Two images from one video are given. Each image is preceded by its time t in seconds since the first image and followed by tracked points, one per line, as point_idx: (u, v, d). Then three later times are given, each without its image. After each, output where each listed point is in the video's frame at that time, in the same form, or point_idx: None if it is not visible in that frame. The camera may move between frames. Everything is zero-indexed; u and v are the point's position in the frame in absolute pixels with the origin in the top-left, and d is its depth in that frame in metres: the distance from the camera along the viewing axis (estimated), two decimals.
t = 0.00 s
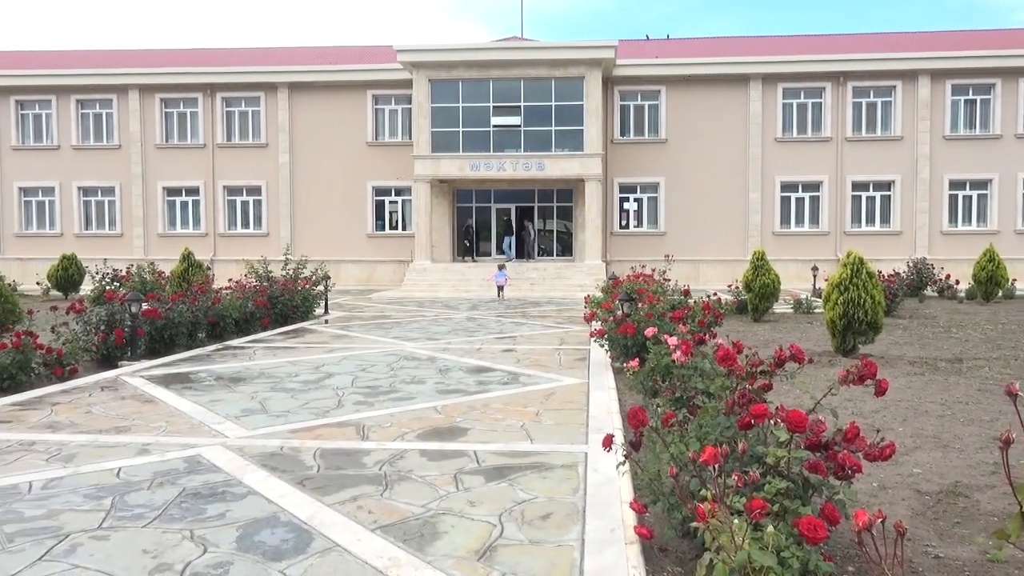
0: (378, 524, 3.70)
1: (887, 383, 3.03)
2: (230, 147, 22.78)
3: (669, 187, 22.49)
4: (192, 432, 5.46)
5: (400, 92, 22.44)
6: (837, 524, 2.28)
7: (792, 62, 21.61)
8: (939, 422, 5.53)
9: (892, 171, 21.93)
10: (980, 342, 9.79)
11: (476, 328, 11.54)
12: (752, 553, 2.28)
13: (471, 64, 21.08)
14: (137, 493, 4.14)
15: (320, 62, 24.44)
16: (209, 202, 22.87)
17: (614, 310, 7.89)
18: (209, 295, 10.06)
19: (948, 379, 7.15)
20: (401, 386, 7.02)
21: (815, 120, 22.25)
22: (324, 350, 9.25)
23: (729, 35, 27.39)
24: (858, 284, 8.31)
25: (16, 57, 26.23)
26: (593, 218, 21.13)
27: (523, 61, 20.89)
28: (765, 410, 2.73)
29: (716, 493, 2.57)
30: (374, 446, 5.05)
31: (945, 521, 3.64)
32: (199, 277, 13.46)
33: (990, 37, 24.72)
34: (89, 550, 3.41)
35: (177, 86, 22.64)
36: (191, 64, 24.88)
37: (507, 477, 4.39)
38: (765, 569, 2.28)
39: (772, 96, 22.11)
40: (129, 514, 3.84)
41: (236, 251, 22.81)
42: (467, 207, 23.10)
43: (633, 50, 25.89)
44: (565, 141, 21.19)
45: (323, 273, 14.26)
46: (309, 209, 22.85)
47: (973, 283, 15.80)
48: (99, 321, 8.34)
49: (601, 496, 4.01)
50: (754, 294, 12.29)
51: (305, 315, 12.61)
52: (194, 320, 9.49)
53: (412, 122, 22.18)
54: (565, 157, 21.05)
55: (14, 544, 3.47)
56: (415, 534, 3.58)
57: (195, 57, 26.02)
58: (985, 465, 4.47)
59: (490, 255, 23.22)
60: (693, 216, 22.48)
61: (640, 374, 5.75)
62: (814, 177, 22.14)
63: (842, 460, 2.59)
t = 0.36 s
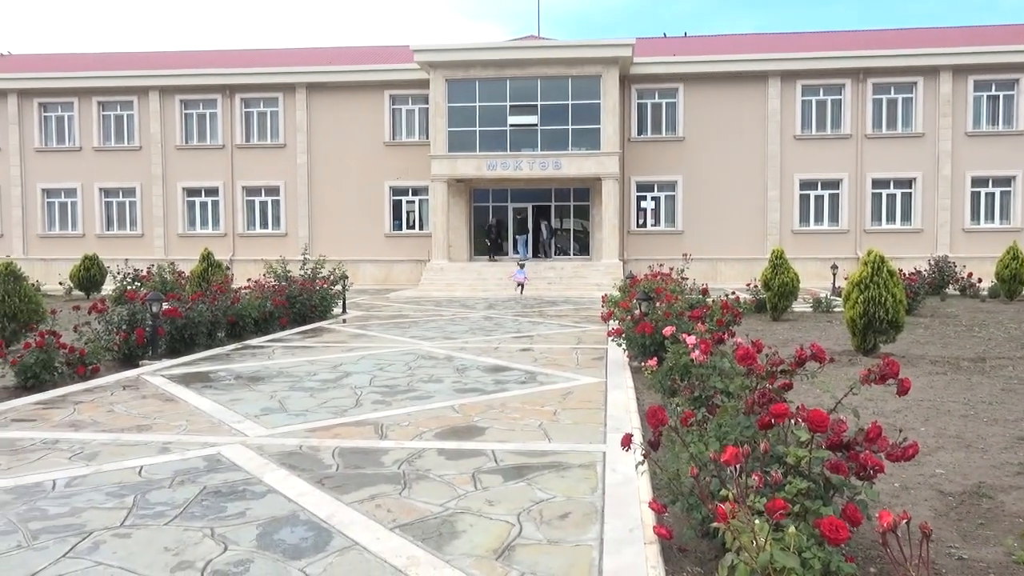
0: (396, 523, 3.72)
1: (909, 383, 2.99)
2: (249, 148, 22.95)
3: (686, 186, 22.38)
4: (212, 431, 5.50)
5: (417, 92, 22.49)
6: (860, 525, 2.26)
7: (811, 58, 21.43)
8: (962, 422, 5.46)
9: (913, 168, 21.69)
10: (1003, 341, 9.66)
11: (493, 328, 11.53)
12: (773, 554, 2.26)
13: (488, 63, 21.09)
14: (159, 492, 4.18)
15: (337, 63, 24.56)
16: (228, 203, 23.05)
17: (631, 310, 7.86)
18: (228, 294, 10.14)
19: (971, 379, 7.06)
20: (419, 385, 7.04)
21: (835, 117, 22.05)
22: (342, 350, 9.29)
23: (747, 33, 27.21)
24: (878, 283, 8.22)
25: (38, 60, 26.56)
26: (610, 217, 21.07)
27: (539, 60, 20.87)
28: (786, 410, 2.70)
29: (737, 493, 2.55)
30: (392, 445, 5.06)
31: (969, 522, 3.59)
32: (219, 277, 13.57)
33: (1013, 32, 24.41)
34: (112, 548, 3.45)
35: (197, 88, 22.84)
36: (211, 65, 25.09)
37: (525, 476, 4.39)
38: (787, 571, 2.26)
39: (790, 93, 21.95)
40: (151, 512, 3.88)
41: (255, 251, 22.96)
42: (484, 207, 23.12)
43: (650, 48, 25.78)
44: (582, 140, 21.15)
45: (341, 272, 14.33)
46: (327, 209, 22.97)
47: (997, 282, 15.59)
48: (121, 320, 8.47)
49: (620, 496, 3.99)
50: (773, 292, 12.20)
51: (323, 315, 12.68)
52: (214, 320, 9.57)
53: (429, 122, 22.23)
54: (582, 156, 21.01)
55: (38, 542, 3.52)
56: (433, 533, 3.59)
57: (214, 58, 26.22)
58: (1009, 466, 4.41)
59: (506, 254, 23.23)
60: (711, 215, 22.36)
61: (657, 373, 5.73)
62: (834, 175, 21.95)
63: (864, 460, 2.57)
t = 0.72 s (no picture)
0: (407, 521, 3.72)
1: (922, 382, 2.98)
2: (259, 147, 23.03)
3: (696, 184, 22.32)
4: (223, 429, 5.52)
5: (426, 91, 22.51)
6: (872, 525, 2.25)
7: (822, 56, 21.31)
8: (976, 421, 5.42)
9: (925, 166, 21.55)
10: (1017, 340, 9.58)
11: (503, 326, 11.54)
12: (787, 553, 2.25)
13: (497, 62, 21.08)
14: (170, 490, 4.20)
15: (346, 62, 24.61)
16: (238, 202, 23.15)
17: (641, 308, 7.84)
18: (239, 293, 10.18)
19: (983, 378, 7.01)
20: (428, 384, 7.05)
21: (846, 115, 21.92)
22: (352, 348, 9.31)
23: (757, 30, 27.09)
24: (890, 281, 8.18)
25: (50, 61, 26.73)
26: (619, 215, 21.03)
27: (548, 58, 20.85)
28: (798, 409, 2.69)
29: (749, 493, 2.54)
30: (402, 444, 5.07)
31: (983, 522, 3.57)
32: (230, 276, 13.63)
33: None
34: (124, 545, 3.47)
35: (207, 87, 22.93)
36: (221, 65, 25.19)
37: (535, 475, 4.38)
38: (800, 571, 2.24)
39: (801, 90, 21.85)
40: (162, 510, 3.90)
41: (265, 250, 23.04)
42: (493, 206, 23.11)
43: (659, 46, 25.72)
44: (591, 138, 21.13)
45: (351, 271, 14.36)
46: (336, 208, 23.03)
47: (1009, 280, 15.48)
48: (132, 319, 8.47)
49: (630, 496, 3.98)
50: (783, 291, 12.15)
51: (333, 313, 12.71)
52: (224, 319, 9.60)
53: (438, 120, 22.25)
54: (591, 154, 20.99)
55: (51, 539, 3.54)
56: (443, 532, 3.59)
57: (225, 58, 26.32)
58: None
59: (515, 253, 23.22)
60: (720, 213, 22.29)
61: (668, 372, 5.72)
62: (845, 173, 21.83)
63: (877, 460, 2.55)
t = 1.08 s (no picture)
0: (422, 519, 3.73)
1: (941, 380, 2.94)
2: (274, 146, 23.14)
3: (711, 181, 22.21)
4: (240, 426, 5.56)
5: (440, 89, 22.53)
6: (892, 525, 2.22)
7: (839, 51, 21.12)
8: (996, 420, 5.35)
9: (943, 162, 21.35)
10: None
11: (518, 324, 11.54)
12: (805, 553, 2.23)
13: (511, 60, 21.05)
14: (188, 486, 4.23)
15: (361, 61, 24.67)
16: (254, 201, 23.28)
17: (657, 306, 7.81)
18: (255, 291, 10.24)
19: (1003, 376, 6.93)
20: (443, 381, 7.06)
21: (863, 111, 21.73)
22: (367, 346, 9.34)
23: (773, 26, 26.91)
24: (908, 279, 8.11)
25: (68, 61, 26.97)
26: (634, 213, 20.97)
27: (562, 56, 20.80)
28: (816, 408, 2.67)
29: (767, 492, 2.53)
30: (418, 441, 5.09)
31: (1003, 522, 3.53)
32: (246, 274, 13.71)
33: None
34: (142, 542, 3.50)
35: (223, 87, 23.06)
36: (237, 65, 25.33)
37: (550, 473, 4.38)
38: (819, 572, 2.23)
39: (817, 86, 21.66)
40: (180, 506, 3.93)
41: (280, 248, 23.17)
42: (508, 204, 23.11)
43: (674, 43, 25.59)
44: (605, 136, 21.08)
45: (366, 269, 14.40)
46: (351, 206, 23.10)
47: None
48: (150, 317, 8.55)
49: (646, 494, 3.97)
50: (800, 288, 12.07)
51: (348, 311, 12.76)
52: (241, 317, 9.66)
53: (452, 119, 22.27)
54: (606, 152, 20.94)
55: (71, 535, 3.57)
56: (459, 530, 3.59)
57: (240, 58, 26.46)
58: None
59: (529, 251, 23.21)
60: (736, 210, 22.17)
61: (684, 370, 5.69)
62: (862, 170, 21.64)
63: (895, 459, 2.53)
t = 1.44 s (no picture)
0: (439, 518, 3.74)
1: (964, 380, 2.91)
2: (291, 146, 23.26)
3: (728, 179, 22.08)
4: (258, 425, 5.59)
5: (456, 89, 22.57)
6: (913, 526, 2.20)
7: (857, 48, 20.94)
8: (1019, 421, 5.29)
9: (964, 160, 21.11)
10: None
11: (533, 324, 11.54)
12: (827, 554, 2.21)
13: (526, 59, 21.04)
14: (207, 484, 4.26)
15: (377, 61, 24.75)
16: (271, 201, 23.42)
17: (673, 306, 7.77)
18: (272, 291, 10.29)
19: None
20: (459, 381, 7.07)
21: (882, 108, 21.54)
22: (384, 345, 9.37)
23: (790, 23, 26.72)
24: (928, 278, 8.03)
25: (88, 63, 27.25)
26: (650, 211, 20.89)
27: (578, 54, 20.76)
28: (836, 408, 2.65)
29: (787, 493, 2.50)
30: (434, 440, 5.10)
31: None
32: (264, 274, 13.80)
33: None
34: (162, 539, 3.53)
35: (241, 88, 23.21)
36: (254, 65, 25.50)
37: (567, 473, 4.38)
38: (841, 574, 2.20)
39: (835, 84, 21.49)
40: (199, 504, 3.96)
41: (297, 248, 23.29)
42: (523, 203, 23.09)
43: (690, 41, 25.47)
44: (621, 134, 21.02)
45: (382, 269, 14.43)
46: (367, 206, 23.18)
47: None
48: (169, 316, 8.62)
49: (663, 494, 3.95)
50: (817, 287, 11.98)
51: (364, 311, 12.80)
52: (258, 316, 9.73)
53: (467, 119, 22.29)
54: (621, 150, 20.88)
55: (92, 532, 3.61)
56: (476, 529, 3.60)
57: (257, 58, 26.63)
58: None
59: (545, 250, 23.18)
60: (752, 209, 22.04)
61: (701, 370, 5.66)
62: (880, 167, 21.45)
63: (917, 460, 2.49)
